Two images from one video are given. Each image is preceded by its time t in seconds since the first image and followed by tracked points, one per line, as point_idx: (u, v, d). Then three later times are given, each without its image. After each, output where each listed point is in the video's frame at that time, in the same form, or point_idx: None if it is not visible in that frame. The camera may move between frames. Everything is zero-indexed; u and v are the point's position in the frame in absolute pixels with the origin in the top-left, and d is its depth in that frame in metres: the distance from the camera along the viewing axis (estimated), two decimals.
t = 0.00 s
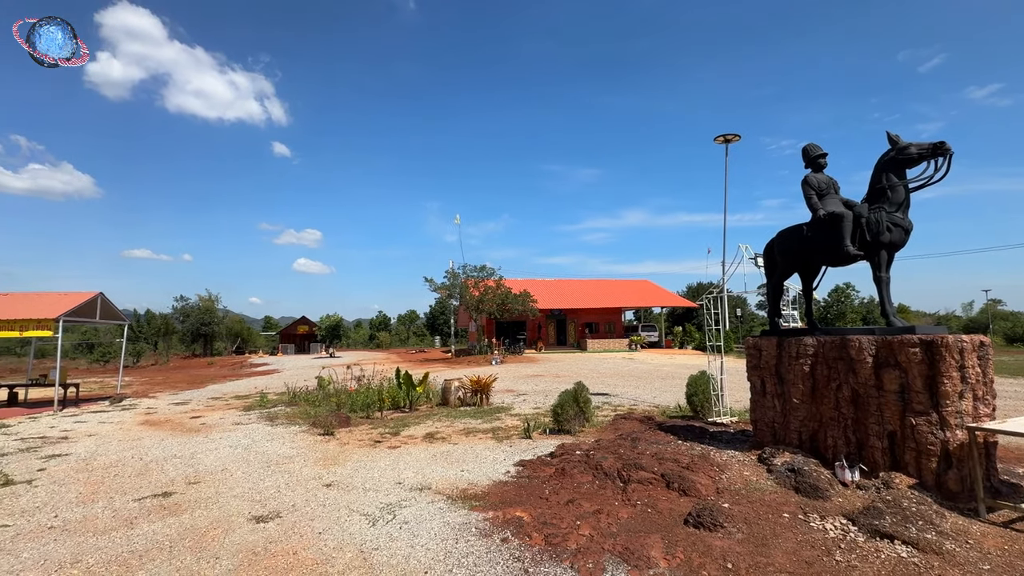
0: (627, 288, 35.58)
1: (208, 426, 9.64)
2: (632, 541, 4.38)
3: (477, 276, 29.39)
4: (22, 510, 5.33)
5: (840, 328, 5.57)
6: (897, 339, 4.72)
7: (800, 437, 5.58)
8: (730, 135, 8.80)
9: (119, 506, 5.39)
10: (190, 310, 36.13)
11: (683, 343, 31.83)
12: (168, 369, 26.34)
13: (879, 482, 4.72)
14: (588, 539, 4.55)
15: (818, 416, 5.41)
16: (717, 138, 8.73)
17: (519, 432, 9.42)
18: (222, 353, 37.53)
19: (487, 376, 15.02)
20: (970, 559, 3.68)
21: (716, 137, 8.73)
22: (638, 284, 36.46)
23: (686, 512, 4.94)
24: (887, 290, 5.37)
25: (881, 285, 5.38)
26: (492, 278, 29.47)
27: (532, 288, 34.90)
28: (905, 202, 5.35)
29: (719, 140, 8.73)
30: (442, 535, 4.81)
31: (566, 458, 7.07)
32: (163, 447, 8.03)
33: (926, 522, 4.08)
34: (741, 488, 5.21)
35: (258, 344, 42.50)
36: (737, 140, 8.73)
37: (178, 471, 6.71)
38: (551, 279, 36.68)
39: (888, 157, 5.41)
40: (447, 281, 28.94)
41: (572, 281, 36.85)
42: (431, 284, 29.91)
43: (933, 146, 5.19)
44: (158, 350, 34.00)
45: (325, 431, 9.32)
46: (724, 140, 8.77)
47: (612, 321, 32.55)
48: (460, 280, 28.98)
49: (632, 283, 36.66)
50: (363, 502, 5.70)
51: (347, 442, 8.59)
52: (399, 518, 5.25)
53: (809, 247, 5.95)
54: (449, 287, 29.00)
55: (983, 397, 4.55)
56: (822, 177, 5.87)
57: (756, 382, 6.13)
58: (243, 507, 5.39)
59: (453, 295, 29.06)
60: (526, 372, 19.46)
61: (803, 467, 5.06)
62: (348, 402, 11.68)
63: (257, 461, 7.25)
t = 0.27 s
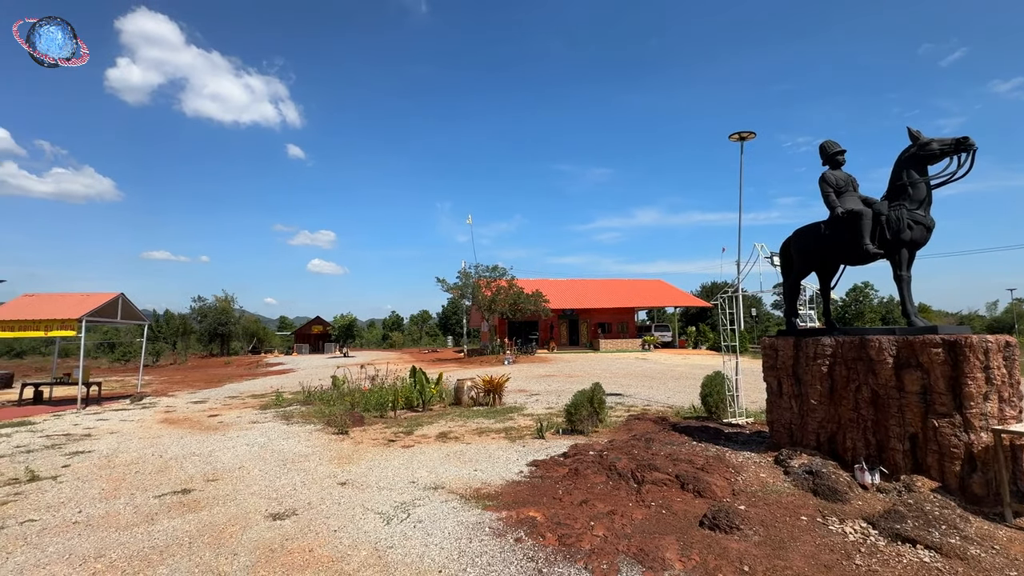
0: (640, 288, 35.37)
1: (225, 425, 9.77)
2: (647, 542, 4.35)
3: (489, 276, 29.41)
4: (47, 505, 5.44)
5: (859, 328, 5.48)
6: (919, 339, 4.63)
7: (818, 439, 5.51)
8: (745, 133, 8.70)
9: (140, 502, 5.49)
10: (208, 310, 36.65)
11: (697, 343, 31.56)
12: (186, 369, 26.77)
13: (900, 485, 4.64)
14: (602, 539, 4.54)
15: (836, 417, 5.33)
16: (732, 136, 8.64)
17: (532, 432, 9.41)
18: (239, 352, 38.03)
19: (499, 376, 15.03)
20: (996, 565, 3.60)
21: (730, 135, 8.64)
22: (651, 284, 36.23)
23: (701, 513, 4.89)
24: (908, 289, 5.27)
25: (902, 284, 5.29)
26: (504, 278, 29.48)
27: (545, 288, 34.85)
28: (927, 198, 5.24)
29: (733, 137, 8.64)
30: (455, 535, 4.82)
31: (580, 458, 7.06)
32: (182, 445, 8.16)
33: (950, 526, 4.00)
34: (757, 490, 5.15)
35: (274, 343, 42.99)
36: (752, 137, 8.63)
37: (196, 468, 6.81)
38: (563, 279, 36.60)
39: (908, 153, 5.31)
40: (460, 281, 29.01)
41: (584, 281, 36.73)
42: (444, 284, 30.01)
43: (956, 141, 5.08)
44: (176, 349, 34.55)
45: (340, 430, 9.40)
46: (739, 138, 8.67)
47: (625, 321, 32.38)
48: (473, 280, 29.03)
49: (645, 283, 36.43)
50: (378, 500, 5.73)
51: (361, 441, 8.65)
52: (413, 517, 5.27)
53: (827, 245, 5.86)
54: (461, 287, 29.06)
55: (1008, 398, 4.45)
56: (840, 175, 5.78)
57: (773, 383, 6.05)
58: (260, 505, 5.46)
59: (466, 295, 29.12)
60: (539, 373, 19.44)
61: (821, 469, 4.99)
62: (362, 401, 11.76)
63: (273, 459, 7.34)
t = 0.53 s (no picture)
0: (654, 287, 35.15)
1: (243, 423, 9.90)
2: (662, 544, 4.32)
3: (502, 276, 29.41)
4: (72, 501, 5.56)
5: (880, 328, 5.38)
6: (942, 340, 4.53)
7: (838, 441, 5.42)
8: (762, 130, 8.59)
9: (161, 499, 5.58)
10: (225, 310, 37.18)
11: (712, 343, 31.27)
12: (204, 368, 27.19)
13: (923, 488, 4.55)
14: (617, 540, 4.51)
15: (857, 419, 5.24)
16: (748, 133, 8.53)
17: (545, 432, 9.39)
18: (256, 352, 38.54)
19: (512, 376, 15.03)
20: None
21: (746, 132, 8.53)
22: (665, 284, 35.97)
23: (717, 515, 4.84)
24: (931, 288, 5.17)
25: (925, 282, 5.18)
26: (516, 278, 29.47)
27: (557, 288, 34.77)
28: (951, 195, 5.14)
29: (749, 134, 8.54)
30: (470, 534, 4.82)
31: (594, 458, 7.03)
32: (201, 442, 8.28)
33: (975, 531, 3.91)
34: (775, 493, 5.08)
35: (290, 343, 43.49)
36: (769, 134, 8.51)
37: (215, 466, 6.91)
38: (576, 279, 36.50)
39: (931, 149, 5.21)
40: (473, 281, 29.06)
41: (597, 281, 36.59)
42: (457, 284, 30.09)
43: (980, 136, 4.98)
44: (195, 349, 35.10)
45: (355, 429, 9.47)
46: (755, 135, 8.56)
47: (639, 321, 32.20)
48: (485, 280, 29.06)
49: (659, 283, 36.19)
50: (392, 499, 5.76)
51: (375, 440, 8.71)
52: (427, 516, 5.29)
53: (847, 244, 5.76)
54: (474, 287, 29.11)
55: None
56: (860, 171, 5.68)
57: (790, 384, 5.97)
58: (278, 502, 5.51)
59: (478, 295, 29.16)
60: (552, 373, 19.40)
61: (841, 472, 4.91)
62: (376, 401, 11.85)
63: (290, 457, 7.41)
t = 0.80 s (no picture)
0: (668, 287, 34.86)
1: (261, 422, 10.03)
2: (679, 546, 4.28)
3: (515, 276, 29.40)
4: (97, 496, 5.69)
5: (902, 328, 5.27)
6: (969, 340, 4.42)
7: (859, 443, 5.32)
8: (779, 126, 8.47)
9: (182, 495, 5.67)
10: (243, 310, 37.72)
11: (728, 343, 30.93)
12: (223, 367, 27.61)
13: (949, 492, 4.44)
14: (633, 542, 4.48)
15: (879, 420, 5.14)
16: (765, 130, 8.42)
17: (560, 432, 9.36)
18: (273, 352, 39.02)
19: (526, 376, 15.02)
20: None
21: (764, 129, 8.42)
22: (680, 283, 35.66)
23: (735, 518, 4.78)
24: (956, 286, 5.05)
25: (950, 281, 5.07)
26: (530, 278, 29.45)
27: (571, 288, 34.68)
28: (977, 191, 5.02)
29: (767, 131, 8.42)
30: (485, 533, 4.83)
31: (609, 459, 6.99)
32: (221, 440, 8.41)
33: (1004, 537, 3.81)
34: (794, 495, 5.01)
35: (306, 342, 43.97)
36: (787, 131, 8.39)
37: (235, 463, 7.01)
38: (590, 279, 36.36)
39: (957, 143, 5.09)
40: (486, 281, 29.07)
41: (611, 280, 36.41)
42: (470, 284, 30.14)
43: (1008, 130, 4.86)
44: (214, 349, 35.66)
45: (370, 428, 9.54)
46: (773, 132, 8.45)
47: (654, 321, 31.99)
48: (499, 280, 29.07)
49: (674, 282, 35.91)
50: (408, 498, 5.79)
51: (390, 440, 8.76)
52: (443, 515, 5.30)
53: (868, 241, 5.65)
54: (487, 287, 29.15)
55: None
56: (882, 167, 5.57)
57: (810, 384, 5.88)
58: (296, 500, 5.57)
59: (492, 295, 29.18)
60: (566, 372, 19.35)
61: (863, 475, 4.82)
62: (391, 400, 11.92)
63: (307, 455, 7.49)
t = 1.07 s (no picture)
0: (684, 286, 34.55)
1: (279, 420, 10.15)
2: (697, 548, 4.24)
3: (529, 276, 29.36)
4: (123, 492, 5.81)
5: (927, 327, 5.16)
6: (997, 340, 4.31)
7: (882, 445, 5.22)
8: (798, 122, 8.34)
9: (204, 491, 5.77)
10: (261, 311, 38.23)
11: (745, 343, 30.55)
12: (241, 367, 28.00)
13: (977, 496, 4.34)
14: (650, 543, 4.45)
15: (903, 422, 5.04)
16: (784, 126, 8.29)
17: (575, 432, 9.33)
18: (290, 351, 39.49)
19: (541, 376, 15.00)
20: None
21: (782, 125, 8.29)
22: (696, 282, 35.32)
23: (754, 520, 4.72)
24: (984, 284, 4.93)
25: (977, 279, 4.94)
26: (543, 277, 29.40)
27: (585, 287, 34.55)
28: (1006, 186, 4.89)
29: (785, 127, 8.29)
30: (500, 533, 4.83)
31: (624, 459, 6.95)
32: (240, 438, 8.53)
33: None
34: (815, 498, 4.93)
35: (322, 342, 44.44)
36: (805, 127, 8.26)
37: (254, 461, 7.10)
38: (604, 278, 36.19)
39: (984, 138, 4.97)
40: (500, 281, 29.08)
41: (626, 280, 36.19)
42: (484, 284, 30.17)
43: None
44: (233, 348, 36.20)
45: (386, 427, 9.60)
46: (791, 128, 8.31)
47: (669, 321, 31.78)
48: (513, 280, 29.06)
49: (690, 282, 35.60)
50: (424, 496, 5.82)
51: (406, 438, 8.80)
52: (458, 514, 5.31)
53: (890, 239, 5.54)
54: (501, 287, 29.16)
55: None
56: (905, 163, 5.46)
57: (831, 385, 5.78)
58: (314, 497, 5.63)
59: (506, 294, 29.19)
60: (581, 372, 19.28)
61: (887, 478, 4.73)
62: (406, 399, 11.99)
63: (324, 454, 7.57)
